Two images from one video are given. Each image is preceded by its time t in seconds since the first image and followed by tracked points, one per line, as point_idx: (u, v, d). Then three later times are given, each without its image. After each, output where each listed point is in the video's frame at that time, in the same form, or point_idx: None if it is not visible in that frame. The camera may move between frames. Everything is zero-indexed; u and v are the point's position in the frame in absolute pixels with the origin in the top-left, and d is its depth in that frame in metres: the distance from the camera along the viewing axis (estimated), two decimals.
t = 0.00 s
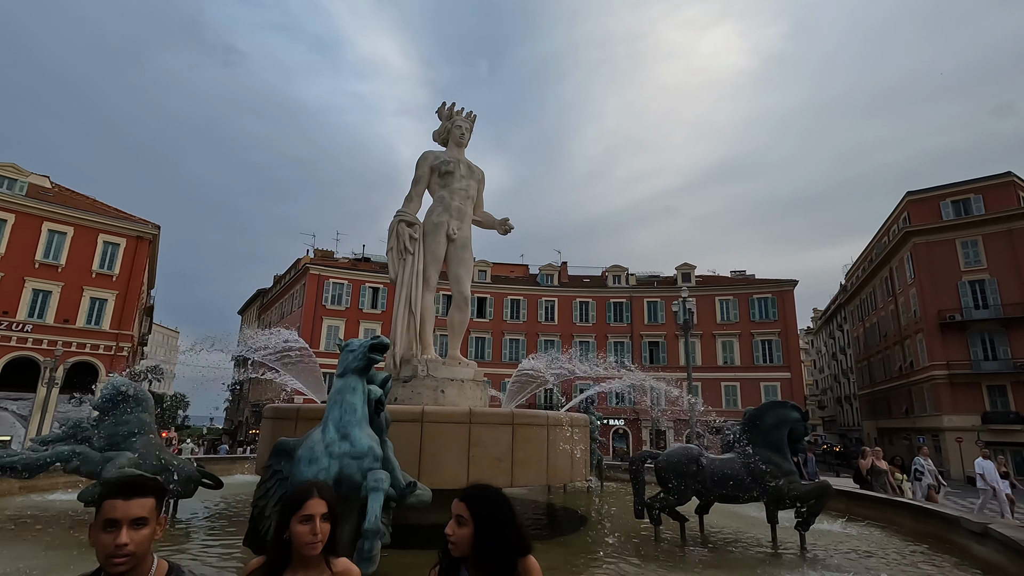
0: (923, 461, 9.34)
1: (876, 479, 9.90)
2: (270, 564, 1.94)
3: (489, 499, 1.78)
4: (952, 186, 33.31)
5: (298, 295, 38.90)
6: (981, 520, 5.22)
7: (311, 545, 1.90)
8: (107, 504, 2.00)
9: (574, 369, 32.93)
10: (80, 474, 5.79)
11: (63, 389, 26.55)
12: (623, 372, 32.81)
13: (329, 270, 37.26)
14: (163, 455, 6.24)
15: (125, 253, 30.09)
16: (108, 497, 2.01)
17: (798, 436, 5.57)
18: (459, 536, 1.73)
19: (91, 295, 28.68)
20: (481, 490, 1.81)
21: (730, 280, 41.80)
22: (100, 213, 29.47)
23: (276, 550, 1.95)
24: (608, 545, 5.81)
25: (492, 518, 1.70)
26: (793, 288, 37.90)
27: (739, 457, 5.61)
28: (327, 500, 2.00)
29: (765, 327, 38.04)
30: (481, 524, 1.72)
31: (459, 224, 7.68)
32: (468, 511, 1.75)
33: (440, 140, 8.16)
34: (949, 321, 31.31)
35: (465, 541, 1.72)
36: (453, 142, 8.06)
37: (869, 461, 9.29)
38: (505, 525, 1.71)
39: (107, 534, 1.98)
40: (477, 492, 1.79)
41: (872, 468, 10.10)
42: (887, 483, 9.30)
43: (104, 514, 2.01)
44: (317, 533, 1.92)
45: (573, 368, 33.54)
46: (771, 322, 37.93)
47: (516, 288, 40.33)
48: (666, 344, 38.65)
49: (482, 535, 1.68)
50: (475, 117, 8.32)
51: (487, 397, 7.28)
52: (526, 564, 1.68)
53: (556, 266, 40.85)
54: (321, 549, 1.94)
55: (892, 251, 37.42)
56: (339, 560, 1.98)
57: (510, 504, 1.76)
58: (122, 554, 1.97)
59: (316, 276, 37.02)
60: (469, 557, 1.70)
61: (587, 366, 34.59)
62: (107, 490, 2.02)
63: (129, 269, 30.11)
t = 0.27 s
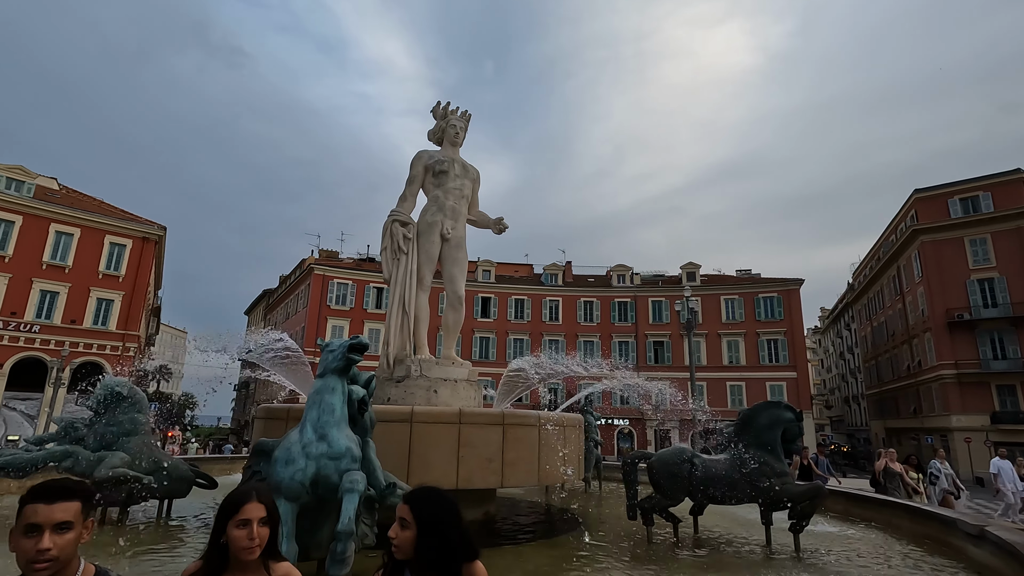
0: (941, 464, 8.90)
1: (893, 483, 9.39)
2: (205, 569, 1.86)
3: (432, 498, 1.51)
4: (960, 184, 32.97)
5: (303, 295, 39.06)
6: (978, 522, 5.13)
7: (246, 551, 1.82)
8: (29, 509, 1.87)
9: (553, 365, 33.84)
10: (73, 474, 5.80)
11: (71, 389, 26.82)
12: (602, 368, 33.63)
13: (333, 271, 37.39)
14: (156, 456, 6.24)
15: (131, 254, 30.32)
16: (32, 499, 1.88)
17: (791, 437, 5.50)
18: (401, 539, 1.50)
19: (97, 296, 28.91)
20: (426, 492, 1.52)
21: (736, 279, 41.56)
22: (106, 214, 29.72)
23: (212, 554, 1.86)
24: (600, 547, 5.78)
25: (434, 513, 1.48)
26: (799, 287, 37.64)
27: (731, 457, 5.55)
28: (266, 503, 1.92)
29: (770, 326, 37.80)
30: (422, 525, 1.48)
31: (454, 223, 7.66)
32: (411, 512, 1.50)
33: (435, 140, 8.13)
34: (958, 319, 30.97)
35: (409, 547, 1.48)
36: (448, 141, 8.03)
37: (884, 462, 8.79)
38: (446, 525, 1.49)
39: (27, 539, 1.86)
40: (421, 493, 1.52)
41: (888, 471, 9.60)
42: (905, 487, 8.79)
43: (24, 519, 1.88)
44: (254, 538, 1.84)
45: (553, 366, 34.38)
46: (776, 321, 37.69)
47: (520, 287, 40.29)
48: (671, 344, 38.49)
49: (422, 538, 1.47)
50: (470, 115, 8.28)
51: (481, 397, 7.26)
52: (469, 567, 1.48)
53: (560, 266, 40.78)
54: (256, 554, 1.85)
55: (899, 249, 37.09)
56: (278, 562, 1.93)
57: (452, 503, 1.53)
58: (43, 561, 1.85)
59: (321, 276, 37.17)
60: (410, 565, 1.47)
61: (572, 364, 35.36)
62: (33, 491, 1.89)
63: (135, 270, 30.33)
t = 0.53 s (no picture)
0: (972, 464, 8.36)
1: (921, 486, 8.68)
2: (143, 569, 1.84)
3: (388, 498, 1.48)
4: (976, 179, 32.38)
5: (313, 297, 39.31)
6: (987, 523, 4.99)
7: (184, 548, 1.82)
8: None
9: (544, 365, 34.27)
10: (73, 473, 5.86)
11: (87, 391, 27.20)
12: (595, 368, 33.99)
13: (343, 273, 37.62)
14: (157, 455, 6.30)
15: (144, 258, 30.74)
16: None
17: (794, 437, 5.39)
18: (347, 538, 1.48)
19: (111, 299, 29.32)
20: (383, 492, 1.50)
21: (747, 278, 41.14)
22: (120, 219, 30.18)
23: (151, 551, 1.86)
24: (598, 548, 5.71)
25: (383, 516, 1.45)
26: (811, 286, 37.18)
27: (731, 456, 5.44)
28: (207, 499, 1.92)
29: (782, 325, 37.38)
30: (371, 527, 1.45)
31: (452, 223, 7.63)
32: (359, 510, 1.48)
33: (434, 139, 8.12)
34: (975, 318, 30.38)
35: (353, 546, 1.46)
36: (447, 140, 8.01)
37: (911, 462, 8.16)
38: (397, 523, 1.45)
39: None
40: (371, 492, 1.50)
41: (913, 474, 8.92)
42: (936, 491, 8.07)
43: None
44: (192, 536, 1.84)
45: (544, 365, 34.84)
46: (788, 321, 37.26)
47: (529, 288, 40.23)
48: (681, 344, 38.17)
49: (370, 537, 1.43)
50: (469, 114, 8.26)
51: (480, 397, 7.25)
52: (418, 569, 1.43)
53: (569, 266, 40.67)
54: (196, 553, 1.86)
55: (914, 247, 36.51)
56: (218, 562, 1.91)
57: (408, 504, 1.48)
58: None
59: (331, 278, 37.41)
60: (354, 565, 1.44)
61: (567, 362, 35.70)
62: None
63: (149, 274, 30.74)
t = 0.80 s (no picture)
0: None
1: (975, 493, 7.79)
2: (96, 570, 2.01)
3: (341, 500, 1.42)
4: (1014, 171, 31.09)
5: (337, 302, 39.83)
6: (1022, 530, 4.72)
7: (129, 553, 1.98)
8: None
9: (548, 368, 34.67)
10: (93, 476, 5.97)
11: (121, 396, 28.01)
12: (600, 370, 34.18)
13: (365, 277, 38.06)
14: (175, 457, 6.33)
15: (174, 266, 31.58)
16: None
17: (813, 439, 5.19)
18: (301, 543, 1.44)
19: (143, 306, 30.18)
20: (334, 497, 1.44)
21: (774, 277, 40.24)
22: (150, 228, 31.06)
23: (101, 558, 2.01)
24: (611, 554, 5.59)
25: (332, 519, 1.39)
26: (841, 284, 36.17)
27: (748, 460, 5.26)
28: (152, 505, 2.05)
29: (811, 325, 36.42)
30: (322, 534, 1.40)
31: (463, 224, 7.59)
32: (312, 515, 1.44)
33: (445, 141, 8.09)
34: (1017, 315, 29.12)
35: (306, 550, 1.41)
36: (458, 142, 7.98)
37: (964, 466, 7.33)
38: (348, 526, 1.39)
39: None
40: (324, 496, 1.45)
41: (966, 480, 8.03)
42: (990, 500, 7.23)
43: None
44: (135, 541, 1.98)
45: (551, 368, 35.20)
46: (818, 320, 36.29)
47: (550, 290, 40.06)
48: (706, 345, 37.50)
49: (320, 543, 1.38)
50: (480, 115, 8.23)
51: (492, 399, 7.19)
52: None
53: (590, 268, 40.38)
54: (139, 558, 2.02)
55: (950, 242, 35.21)
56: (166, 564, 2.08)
57: (362, 504, 1.43)
58: None
59: (354, 283, 37.88)
60: (304, 568, 1.38)
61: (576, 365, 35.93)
62: None
63: (178, 281, 31.56)
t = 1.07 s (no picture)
0: None
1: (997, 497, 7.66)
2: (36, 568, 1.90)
3: (294, 501, 1.35)
4: None
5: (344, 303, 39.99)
6: None
7: (67, 558, 1.85)
8: None
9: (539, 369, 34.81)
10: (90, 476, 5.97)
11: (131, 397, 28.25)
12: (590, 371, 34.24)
13: (372, 278, 38.17)
14: (172, 458, 6.34)
15: (182, 267, 31.83)
16: None
17: (814, 439, 5.10)
18: (252, 547, 1.37)
19: (152, 307, 30.42)
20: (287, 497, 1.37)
21: (782, 276, 39.91)
22: (159, 230, 31.31)
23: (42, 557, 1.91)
24: (609, 557, 5.53)
25: (286, 519, 1.32)
26: (850, 283, 35.80)
27: (747, 462, 5.17)
28: (98, 505, 1.95)
29: (820, 324, 36.06)
30: (274, 538, 1.33)
31: (461, 223, 7.55)
32: (264, 518, 1.36)
33: (443, 140, 8.06)
34: None
35: (256, 554, 1.34)
36: (456, 141, 7.95)
37: (986, 470, 7.36)
38: (301, 528, 1.31)
39: None
40: (277, 498, 1.38)
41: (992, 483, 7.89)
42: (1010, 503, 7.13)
43: None
44: (76, 544, 1.87)
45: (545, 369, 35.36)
46: (827, 320, 35.93)
47: (557, 290, 39.98)
48: (714, 345, 37.25)
49: (271, 546, 1.30)
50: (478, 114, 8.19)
51: (491, 399, 7.14)
52: None
53: (597, 267, 40.31)
54: (80, 562, 1.89)
55: (962, 240, 34.77)
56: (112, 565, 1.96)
57: (317, 504, 1.37)
58: None
59: (361, 284, 38.00)
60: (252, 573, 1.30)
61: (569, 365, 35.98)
62: None
63: (186, 283, 31.79)
